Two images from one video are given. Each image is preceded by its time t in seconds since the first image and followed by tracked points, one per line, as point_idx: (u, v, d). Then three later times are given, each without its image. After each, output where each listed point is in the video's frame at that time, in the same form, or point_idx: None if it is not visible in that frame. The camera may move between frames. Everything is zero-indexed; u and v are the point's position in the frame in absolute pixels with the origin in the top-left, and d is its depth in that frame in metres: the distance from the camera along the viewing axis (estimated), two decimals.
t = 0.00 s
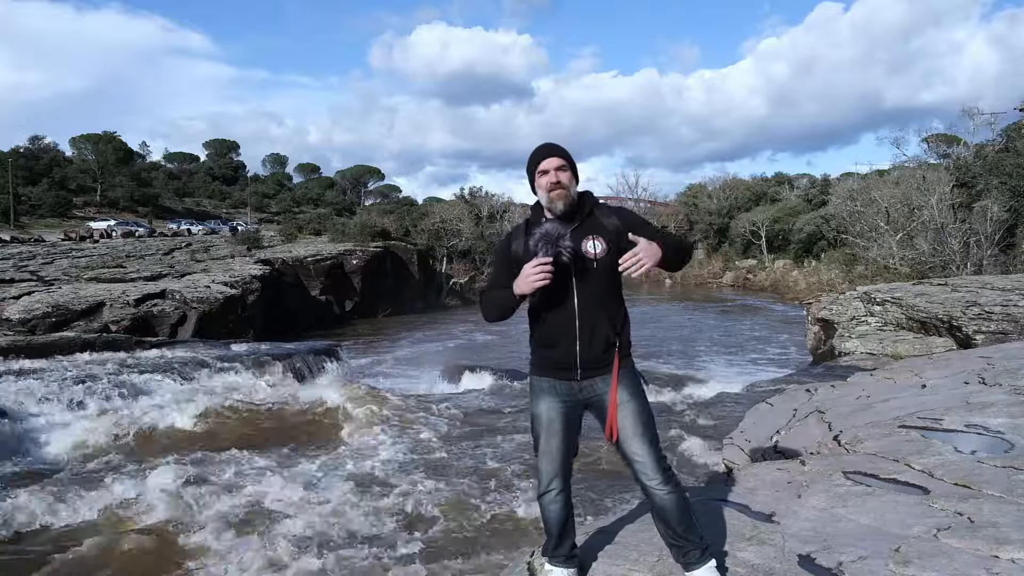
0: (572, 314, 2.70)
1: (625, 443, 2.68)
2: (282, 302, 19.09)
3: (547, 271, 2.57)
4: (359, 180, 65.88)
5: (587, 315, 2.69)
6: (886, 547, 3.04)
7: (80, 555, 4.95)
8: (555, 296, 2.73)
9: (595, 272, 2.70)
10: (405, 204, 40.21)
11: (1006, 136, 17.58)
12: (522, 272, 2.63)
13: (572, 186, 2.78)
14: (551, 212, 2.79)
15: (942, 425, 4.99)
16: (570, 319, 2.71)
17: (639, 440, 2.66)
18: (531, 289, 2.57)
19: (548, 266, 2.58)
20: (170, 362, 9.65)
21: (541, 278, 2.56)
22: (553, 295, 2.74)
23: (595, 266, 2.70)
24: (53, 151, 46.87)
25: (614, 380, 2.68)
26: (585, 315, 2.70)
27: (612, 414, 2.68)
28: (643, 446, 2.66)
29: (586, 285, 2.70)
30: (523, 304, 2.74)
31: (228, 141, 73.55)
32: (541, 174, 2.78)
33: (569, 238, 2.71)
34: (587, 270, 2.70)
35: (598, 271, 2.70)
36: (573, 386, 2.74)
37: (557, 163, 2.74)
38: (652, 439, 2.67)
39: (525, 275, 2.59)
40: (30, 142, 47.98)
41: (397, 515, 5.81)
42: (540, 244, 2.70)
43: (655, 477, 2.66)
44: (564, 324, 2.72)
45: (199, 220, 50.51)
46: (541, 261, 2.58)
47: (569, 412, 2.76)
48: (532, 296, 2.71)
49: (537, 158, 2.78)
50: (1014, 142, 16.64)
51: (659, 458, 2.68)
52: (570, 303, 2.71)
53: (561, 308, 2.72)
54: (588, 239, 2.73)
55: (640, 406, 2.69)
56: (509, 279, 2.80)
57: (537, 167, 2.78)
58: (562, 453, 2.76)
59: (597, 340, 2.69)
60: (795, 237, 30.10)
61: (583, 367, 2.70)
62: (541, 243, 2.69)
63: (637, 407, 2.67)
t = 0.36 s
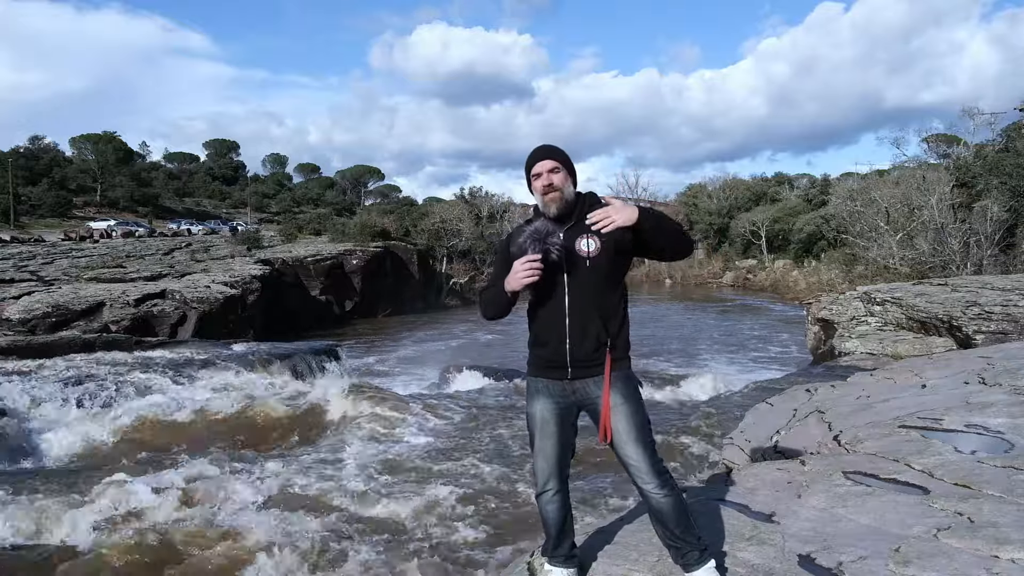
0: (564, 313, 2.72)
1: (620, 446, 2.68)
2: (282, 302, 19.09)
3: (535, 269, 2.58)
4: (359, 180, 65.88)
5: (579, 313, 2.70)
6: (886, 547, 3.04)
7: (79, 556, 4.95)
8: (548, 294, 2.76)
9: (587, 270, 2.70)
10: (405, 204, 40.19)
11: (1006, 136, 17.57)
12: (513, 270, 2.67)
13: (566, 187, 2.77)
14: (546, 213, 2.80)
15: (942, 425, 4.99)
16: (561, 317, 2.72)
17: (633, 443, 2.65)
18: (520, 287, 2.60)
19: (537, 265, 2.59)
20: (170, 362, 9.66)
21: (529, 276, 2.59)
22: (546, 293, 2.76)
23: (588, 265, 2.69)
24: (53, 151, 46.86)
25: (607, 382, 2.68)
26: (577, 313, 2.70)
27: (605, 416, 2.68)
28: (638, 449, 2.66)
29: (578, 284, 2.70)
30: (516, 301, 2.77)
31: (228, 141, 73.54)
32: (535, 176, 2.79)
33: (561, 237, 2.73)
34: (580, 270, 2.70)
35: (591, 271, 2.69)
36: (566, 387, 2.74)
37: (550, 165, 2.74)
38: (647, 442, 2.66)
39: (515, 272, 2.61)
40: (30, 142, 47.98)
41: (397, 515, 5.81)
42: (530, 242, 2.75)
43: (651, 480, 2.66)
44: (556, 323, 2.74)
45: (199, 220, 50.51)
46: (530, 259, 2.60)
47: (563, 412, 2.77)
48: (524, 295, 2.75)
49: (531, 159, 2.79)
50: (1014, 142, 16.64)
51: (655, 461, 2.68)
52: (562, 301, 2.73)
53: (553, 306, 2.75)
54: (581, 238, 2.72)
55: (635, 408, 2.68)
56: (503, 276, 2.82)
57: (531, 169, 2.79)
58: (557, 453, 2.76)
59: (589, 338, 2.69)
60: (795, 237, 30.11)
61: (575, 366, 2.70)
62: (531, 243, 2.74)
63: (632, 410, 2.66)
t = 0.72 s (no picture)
0: (566, 313, 2.71)
1: (622, 447, 2.68)
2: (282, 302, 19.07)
3: (536, 270, 2.57)
4: (359, 180, 65.87)
5: (581, 313, 2.69)
6: (887, 547, 3.04)
7: (79, 557, 4.95)
8: (548, 295, 2.75)
9: (589, 270, 2.70)
10: (405, 204, 40.19)
11: (1006, 136, 17.57)
12: (513, 271, 2.64)
13: (565, 187, 2.78)
14: (545, 212, 2.80)
15: (942, 425, 4.99)
16: (564, 318, 2.71)
17: (635, 444, 2.65)
18: (520, 288, 2.58)
19: (538, 265, 2.58)
20: (171, 362, 9.66)
21: (530, 276, 2.57)
22: (546, 294, 2.75)
23: (589, 266, 2.70)
24: (53, 151, 46.87)
25: (609, 383, 2.68)
26: (580, 313, 2.69)
27: (607, 416, 2.68)
28: (640, 450, 2.66)
29: (580, 284, 2.70)
30: (515, 302, 2.76)
31: (228, 141, 73.58)
32: (533, 176, 2.79)
33: (562, 237, 2.73)
34: (582, 270, 2.71)
35: (593, 271, 2.70)
36: (568, 388, 2.74)
37: (549, 164, 2.75)
38: (649, 442, 2.66)
39: (515, 273, 2.59)
40: (30, 142, 47.98)
41: (397, 515, 5.81)
42: (529, 242, 2.73)
43: (653, 481, 2.66)
44: (558, 324, 2.73)
45: (199, 220, 50.52)
46: (531, 259, 2.59)
47: (565, 413, 2.77)
48: (524, 296, 2.73)
49: (531, 159, 2.80)
50: (1014, 142, 16.63)
51: (657, 462, 2.68)
52: (563, 302, 2.72)
53: (555, 307, 2.74)
54: (583, 238, 2.73)
55: (637, 409, 2.68)
56: (502, 277, 2.81)
57: (530, 168, 2.80)
58: (559, 454, 2.77)
59: (591, 339, 2.69)
60: (795, 237, 30.11)
61: (577, 367, 2.70)
62: (530, 242, 2.73)
63: (634, 411, 2.66)
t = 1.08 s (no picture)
0: (569, 313, 2.71)
1: (624, 447, 2.68)
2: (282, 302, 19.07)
3: (538, 269, 2.57)
4: (359, 180, 65.87)
5: (584, 313, 2.70)
6: (887, 547, 3.04)
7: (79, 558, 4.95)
8: (550, 294, 2.75)
9: (591, 271, 2.70)
10: (405, 204, 40.19)
11: (1006, 136, 17.57)
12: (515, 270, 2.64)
13: (567, 187, 2.77)
14: (547, 212, 2.80)
15: (942, 425, 4.99)
16: (566, 318, 2.71)
17: (637, 443, 2.65)
18: (522, 287, 2.58)
19: (540, 264, 2.58)
20: (171, 362, 9.66)
21: (532, 276, 2.57)
22: (548, 294, 2.75)
23: (592, 265, 2.70)
24: (53, 151, 46.87)
25: (611, 383, 2.68)
26: (583, 313, 2.70)
27: (609, 417, 2.68)
28: (642, 449, 2.65)
29: (582, 284, 2.70)
30: (515, 301, 2.76)
31: (227, 141, 73.57)
32: (535, 176, 2.78)
33: (564, 237, 2.73)
34: (583, 270, 2.71)
35: (596, 272, 2.70)
36: (570, 388, 2.74)
37: (551, 164, 2.74)
38: (651, 442, 2.66)
39: (517, 272, 2.59)
40: (30, 142, 47.96)
41: (397, 515, 5.81)
42: (531, 241, 2.72)
43: (655, 481, 2.66)
44: (560, 323, 2.73)
45: (199, 220, 50.51)
46: (533, 259, 2.58)
47: (567, 414, 2.77)
48: (525, 295, 2.72)
49: (532, 159, 2.80)
50: (1014, 142, 16.63)
51: (659, 462, 2.68)
52: (565, 302, 2.72)
53: (557, 307, 2.73)
54: (585, 239, 2.73)
55: (639, 409, 2.68)
56: (503, 277, 2.81)
57: (532, 168, 2.80)
58: (560, 455, 2.77)
59: (594, 338, 2.69)
60: (795, 237, 30.11)
61: (580, 367, 2.70)
62: (533, 241, 2.72)
63: (635, 411, 2.66)
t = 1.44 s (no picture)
0: (566, 313, 2.71)
1: (623, 446, 2.68)
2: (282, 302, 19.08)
3: (530, 268, 2.57)
4: (359, 180, 65.87)
5: (582, 312, 2.69)
6: (886, 547, 3.04)
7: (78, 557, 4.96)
8: (546, 294, 2.76)
9: (587, 269, 2.70)
10: (405, 204, 40.19)
11: (1006, 136, 17.57)
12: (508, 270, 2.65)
13: (556, 186, 2.77)
14: (539, 213, 2.80)
15: (942, 425, 4.99)
16: (563, 317, 2.71)
17: (637, 443, 2.65)
18: (514, 287, 2.59)
19: (531, 263, 2.58)
20: (171, 362, 9.66)
21: (524, 275, 2.57)
22: (544, 294, 2.76)
23: (587, 264, 2.70)
24: (53, 151, 46.87)
25: (610, 382, 2.68)
26: (580, 312, 2.69)
27: (608, 416, 2.68)
28: (641, 449, 2.66)
29: (578, 283, 2.71)
30: (511, 301, 2.76)
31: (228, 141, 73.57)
32: (525, 177, 2.78)
33: (557, 236, 2.73)
34: (578, 269, 2.70)
35: (592, 270, 2.70)
36: (569, 388, 2.74)
37: (540, 165, 2.74)
38: (650, 441, 2.66)
39: (509, 272, 2.60)
40: (30, 142, 47.97)
41: (396, 515, 5.81)
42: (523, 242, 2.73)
43: (655, 480, 2.66)
44: (558, 323, 2.73)
45: (199, 220, 50.51)
46: (524, 258, 2.58)
47: (566, 413, 2.77)
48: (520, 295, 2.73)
49: (521, 161, 2.80)
50: (1014, 142, 16.63)
51: (658, 461, 2.68)
52: (562, 302, 2.72)
53: (555, 306, 2.73)
54: (580, 238, 2.73)
55: (638, 408, 2.68)
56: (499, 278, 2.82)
57: (521, 170, 2.80)
58: (559, 454, 2.77)
59: (592, 338, 2.69)
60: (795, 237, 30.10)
61: (578, 367, 2.70)
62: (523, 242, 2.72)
63: (634, 411, 2.66)
